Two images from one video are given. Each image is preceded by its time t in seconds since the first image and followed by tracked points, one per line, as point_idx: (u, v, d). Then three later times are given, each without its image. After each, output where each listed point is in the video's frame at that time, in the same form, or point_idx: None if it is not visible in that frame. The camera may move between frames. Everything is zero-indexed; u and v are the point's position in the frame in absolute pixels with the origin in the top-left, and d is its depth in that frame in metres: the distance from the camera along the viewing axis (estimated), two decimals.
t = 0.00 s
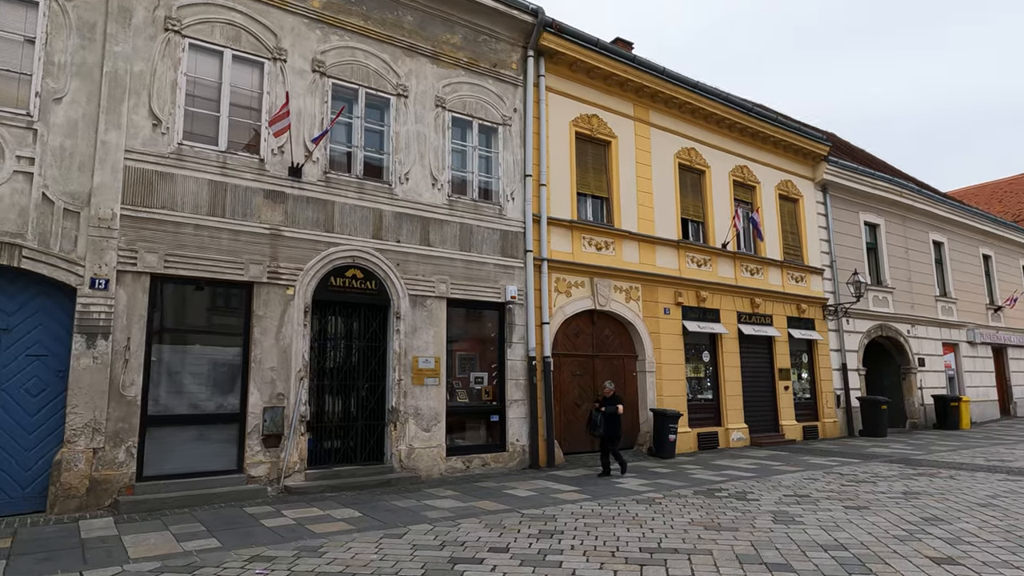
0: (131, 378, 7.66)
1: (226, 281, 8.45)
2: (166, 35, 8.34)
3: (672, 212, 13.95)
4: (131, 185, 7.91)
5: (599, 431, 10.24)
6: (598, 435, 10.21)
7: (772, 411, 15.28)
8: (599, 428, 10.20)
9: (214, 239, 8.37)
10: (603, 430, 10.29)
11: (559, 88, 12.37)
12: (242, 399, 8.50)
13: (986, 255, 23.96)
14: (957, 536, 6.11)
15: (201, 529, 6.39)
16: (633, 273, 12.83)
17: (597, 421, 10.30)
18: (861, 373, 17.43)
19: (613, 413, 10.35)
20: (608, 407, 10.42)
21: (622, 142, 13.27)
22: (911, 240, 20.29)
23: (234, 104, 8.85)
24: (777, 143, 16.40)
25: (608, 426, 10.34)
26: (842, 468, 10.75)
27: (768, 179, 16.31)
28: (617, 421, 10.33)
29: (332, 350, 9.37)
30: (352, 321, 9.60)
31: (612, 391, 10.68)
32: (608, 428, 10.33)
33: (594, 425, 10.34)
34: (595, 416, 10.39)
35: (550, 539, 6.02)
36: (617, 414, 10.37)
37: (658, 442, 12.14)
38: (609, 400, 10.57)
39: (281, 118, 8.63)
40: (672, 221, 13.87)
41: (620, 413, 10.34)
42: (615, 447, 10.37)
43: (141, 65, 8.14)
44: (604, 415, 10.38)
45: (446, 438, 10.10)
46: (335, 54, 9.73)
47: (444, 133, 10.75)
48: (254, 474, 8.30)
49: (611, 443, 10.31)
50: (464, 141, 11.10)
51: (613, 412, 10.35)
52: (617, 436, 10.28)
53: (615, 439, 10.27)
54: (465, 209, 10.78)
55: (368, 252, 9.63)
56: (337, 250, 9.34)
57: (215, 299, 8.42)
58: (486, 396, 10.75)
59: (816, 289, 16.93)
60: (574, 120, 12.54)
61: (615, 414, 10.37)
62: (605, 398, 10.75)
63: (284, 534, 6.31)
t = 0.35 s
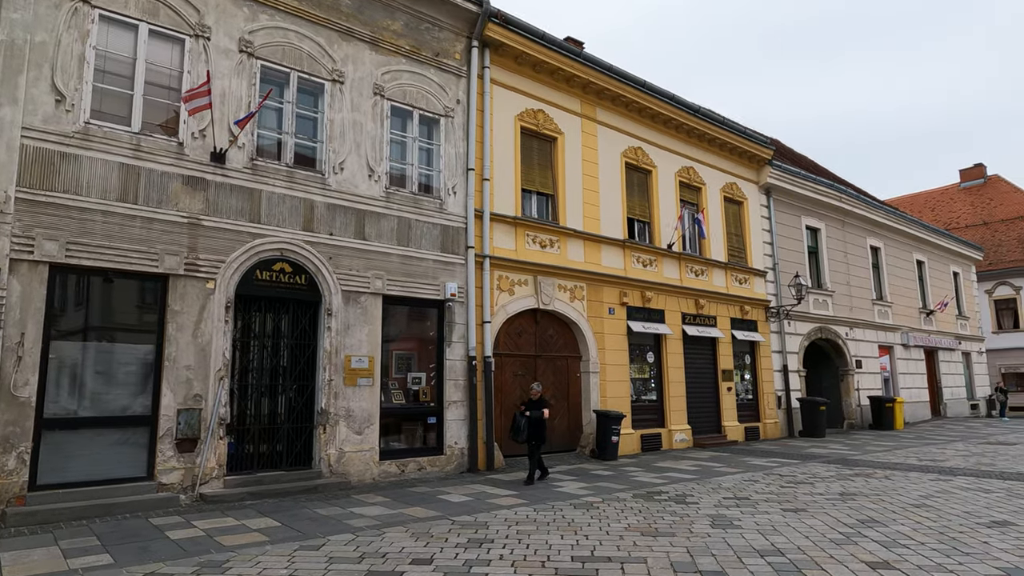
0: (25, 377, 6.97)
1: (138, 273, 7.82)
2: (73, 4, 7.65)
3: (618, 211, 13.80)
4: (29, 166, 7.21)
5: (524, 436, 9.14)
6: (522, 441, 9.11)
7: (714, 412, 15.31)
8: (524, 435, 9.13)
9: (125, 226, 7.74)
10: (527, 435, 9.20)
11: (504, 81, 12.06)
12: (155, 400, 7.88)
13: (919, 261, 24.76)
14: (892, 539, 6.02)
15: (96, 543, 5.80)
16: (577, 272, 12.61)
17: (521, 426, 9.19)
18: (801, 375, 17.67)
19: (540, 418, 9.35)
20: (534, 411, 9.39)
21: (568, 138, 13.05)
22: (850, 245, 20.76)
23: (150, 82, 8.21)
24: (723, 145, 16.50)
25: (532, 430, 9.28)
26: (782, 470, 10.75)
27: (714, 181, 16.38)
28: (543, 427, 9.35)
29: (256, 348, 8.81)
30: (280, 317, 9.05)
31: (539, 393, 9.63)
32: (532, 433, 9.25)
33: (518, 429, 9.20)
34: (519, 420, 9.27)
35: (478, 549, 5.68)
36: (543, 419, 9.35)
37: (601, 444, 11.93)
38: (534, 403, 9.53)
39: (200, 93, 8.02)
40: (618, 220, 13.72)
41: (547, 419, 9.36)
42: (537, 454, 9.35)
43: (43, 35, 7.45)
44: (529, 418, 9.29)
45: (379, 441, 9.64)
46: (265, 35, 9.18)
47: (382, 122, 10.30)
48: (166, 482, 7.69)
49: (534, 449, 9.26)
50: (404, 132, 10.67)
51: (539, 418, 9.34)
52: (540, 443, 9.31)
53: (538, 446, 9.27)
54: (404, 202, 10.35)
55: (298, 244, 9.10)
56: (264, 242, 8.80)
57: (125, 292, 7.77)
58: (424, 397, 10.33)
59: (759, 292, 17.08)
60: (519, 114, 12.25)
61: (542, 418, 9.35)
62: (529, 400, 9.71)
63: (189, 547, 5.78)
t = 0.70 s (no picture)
0: None
1: (36, 263, 7.14)
2: None
3: (564, 208, 13.57)
4: None
5: (441, 440, 8.73)
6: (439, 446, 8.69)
7: (658, 413, 15.26)
8: (440, 439, 8.69)
9: (21, 212, 7.05)
10: (445, 439, 8.78)
11: (447, 72, 11.67)
12: (54, 402, 7.20)
13: (858, 264, 25.43)
14: (828, 543, 5.90)
15: None
16: (521, 270, 12.32)
17: (438, 430, 8.77)
18: (743, 375, 17.83)
19: (458, 420, 8.87)
20: (453, 413, 8.92)
21: (513, 133, 12.75)
22: (792, 247, 21.12)
23: (54, 54, 7.52)
24: (670, 145, 16.49)
25: (452, 433, 8.84)
26: (722, 471, 10.69)
27: (660, 180, 16.35)
28: (462, 429, 8.87)
29: (173, 346, 8.19)
30: (200, 313, 8.45)
31: (460, 393, 9.12)
32: (451, 436, 8.82)
33: (435, 433, 8.78)
34: (437, 423, 8.84)
35: (400, 562, 5.31)
36: (462, 421, 8.87)
37: (542, 445, 11.67)
38: (454, 404, 9.04)
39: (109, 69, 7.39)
40: (563, 217, 13.49)
41: (466, 421, 8.87)
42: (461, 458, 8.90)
43: None
44: (447, 421, 8.85)
45: (308, 444, 9.14)
46: (187, 10, 8.56)
47: (316, 109, 9.78)
48: (64, 491, 7.03)
49: (456, 453, 8.83)
50: (340, 120, 10.17)
51: (458, 420, 8.88)
52: (461, 446, 8.84)
53: (459, 450, 8.81)
54: (338, 193, 9.86)
55: (221, 235, 8.53)
56: (182, 232, 8.19)
57: (21, 283, 7.08)
58: (358, 398, 9.87)
59: (704, 292, 17.15)
60: (463, 106, 11.87)
61: (460, 420, 8.88)
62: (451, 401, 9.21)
63: (78, 565, 5.22)
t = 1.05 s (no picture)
0: None
1: None
2: None
3: (509, 204, 13.26)
4: None
5: (349, 444, 8.04)
6: (347, 450, 7.98)
7: (602, 413, 15.11)
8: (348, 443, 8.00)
9: None
10: (354, 442, 8.09)
11: (387, 58, 11.21)
12: None
13: (799, 266, 25.94)
14: (763, 547, 5.73)
15: None
16: (462, 266, 11.94)
17: (346, 433, 8.08)
18: (687, 375, 17.87)
19: (369, 422, 8.17)
20: (363, 414, 8.22)
21: (456, 125, 12.37)
22: (737, 249, 21.35)
23: None
24: (617, 143, 16.38)
25: (362, 437, 8.13)
26: (662, 472, 10.55)
27: (607, 178, 16.22)
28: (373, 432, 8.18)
29: (76, 342, 7.51)
30: (107, 307, 7.80)
31: (371, 393, 8.40)
32: (361, 439, 8.13)
33: (343, 437, 8.10)
34: (345, 426, 8.15)
35: None
36: (373, 423, 8.16)
37: (482, 447, 11.33)
38: (364, 405, 8.33)
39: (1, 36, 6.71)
40: (507, 213, 13.18)
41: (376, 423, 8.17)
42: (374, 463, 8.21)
43: None
44: (356, 423, 8.17)
45: (228, 448, 8.56)
46: None
47: (243, 91, 9.20)
48: None
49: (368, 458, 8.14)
50: (269, 104, 9.62)
51: (368, 421, 8.18)
52: (373, 450, 8.15)
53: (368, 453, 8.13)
54: (266, 181, 9.31)
55: (132, 223, 7.89)
56: (88, 218, 7.54)
57: None
58: (285, 398, 9.33)
59: (649, 292, 17.10)
60: (403, 95, 11.43)
61: (370, 422, 8.17)
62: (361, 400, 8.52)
63: None
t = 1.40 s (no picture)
0: None
1: None
2: None
3: (452, 197, 12.85)
4: None
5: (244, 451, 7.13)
6: (240, 458, 7.09)
7: (546, 413, 14.86)
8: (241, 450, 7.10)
9: None
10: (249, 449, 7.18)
11: (323, 41, 10.66)
12: None
13: (743, 268, 26.29)
14: (701, 552, 5.50)
15: None
16: (402, 260, 11.48)
17: (239, 438, 7.18)
18: (633, 374, 17.80)
19: (264, 425, 7.26)
20: (259, 416, 7.33)
21: (398, 113, 11.90)
22: (683, 249, 21.44)
23: None
24: (565, 139, 16.15)
25: (256, 442, 7.23)
26: (604, 472, 10.32)
27: (554, 174, 15.98)
28: (269, 437, 7.28)
29: None
30: None
31: (273, 393, 7.54)
32: (256, 445, 7.23)
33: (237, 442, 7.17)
34: (239, 430, 7.27)
35: None
36: (270, 427, 7.28)
37: (420, 449, 10.90)
38: (264, 407, 7.45)
39: None
40: (450, 207, 12.77)
41: (272, 427, 7.26)
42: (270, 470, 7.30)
43: None
44: (251, 427, 7.24)
45: (138, 451, 7.91)
46: None
47: (161, 67, 8.53)
48: None
49: (263, 466, 7.23)
50: (191, 82, 8.97)
51: (262, 425, 7.26)
52: (269, 456, 7.25)
53: (263, 461, 7.22)
54: (186, 165, 8.67)
55: (29, 205, 7.17)
56: None
57: None
58: (205, 397, 8.71)
59: (596, 290, 16.93)
60: (340, 80, 10.89)
61: (267, 426, 7.28)
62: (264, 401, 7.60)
63: None
